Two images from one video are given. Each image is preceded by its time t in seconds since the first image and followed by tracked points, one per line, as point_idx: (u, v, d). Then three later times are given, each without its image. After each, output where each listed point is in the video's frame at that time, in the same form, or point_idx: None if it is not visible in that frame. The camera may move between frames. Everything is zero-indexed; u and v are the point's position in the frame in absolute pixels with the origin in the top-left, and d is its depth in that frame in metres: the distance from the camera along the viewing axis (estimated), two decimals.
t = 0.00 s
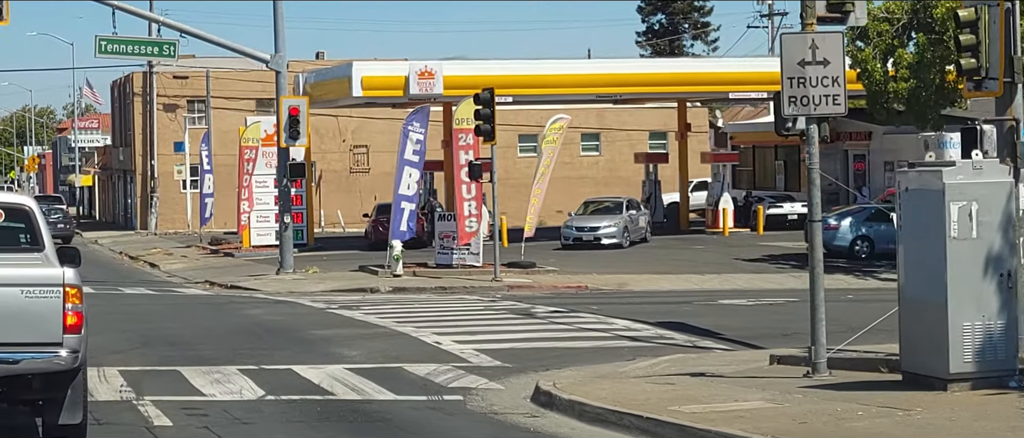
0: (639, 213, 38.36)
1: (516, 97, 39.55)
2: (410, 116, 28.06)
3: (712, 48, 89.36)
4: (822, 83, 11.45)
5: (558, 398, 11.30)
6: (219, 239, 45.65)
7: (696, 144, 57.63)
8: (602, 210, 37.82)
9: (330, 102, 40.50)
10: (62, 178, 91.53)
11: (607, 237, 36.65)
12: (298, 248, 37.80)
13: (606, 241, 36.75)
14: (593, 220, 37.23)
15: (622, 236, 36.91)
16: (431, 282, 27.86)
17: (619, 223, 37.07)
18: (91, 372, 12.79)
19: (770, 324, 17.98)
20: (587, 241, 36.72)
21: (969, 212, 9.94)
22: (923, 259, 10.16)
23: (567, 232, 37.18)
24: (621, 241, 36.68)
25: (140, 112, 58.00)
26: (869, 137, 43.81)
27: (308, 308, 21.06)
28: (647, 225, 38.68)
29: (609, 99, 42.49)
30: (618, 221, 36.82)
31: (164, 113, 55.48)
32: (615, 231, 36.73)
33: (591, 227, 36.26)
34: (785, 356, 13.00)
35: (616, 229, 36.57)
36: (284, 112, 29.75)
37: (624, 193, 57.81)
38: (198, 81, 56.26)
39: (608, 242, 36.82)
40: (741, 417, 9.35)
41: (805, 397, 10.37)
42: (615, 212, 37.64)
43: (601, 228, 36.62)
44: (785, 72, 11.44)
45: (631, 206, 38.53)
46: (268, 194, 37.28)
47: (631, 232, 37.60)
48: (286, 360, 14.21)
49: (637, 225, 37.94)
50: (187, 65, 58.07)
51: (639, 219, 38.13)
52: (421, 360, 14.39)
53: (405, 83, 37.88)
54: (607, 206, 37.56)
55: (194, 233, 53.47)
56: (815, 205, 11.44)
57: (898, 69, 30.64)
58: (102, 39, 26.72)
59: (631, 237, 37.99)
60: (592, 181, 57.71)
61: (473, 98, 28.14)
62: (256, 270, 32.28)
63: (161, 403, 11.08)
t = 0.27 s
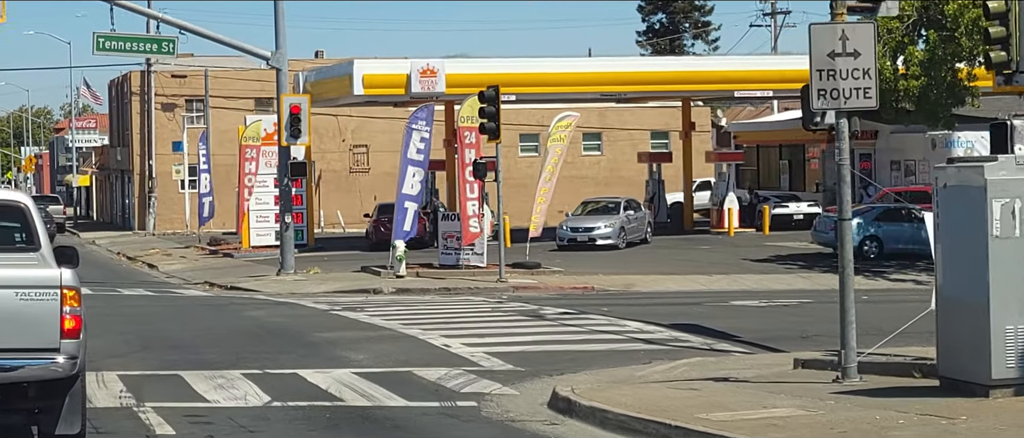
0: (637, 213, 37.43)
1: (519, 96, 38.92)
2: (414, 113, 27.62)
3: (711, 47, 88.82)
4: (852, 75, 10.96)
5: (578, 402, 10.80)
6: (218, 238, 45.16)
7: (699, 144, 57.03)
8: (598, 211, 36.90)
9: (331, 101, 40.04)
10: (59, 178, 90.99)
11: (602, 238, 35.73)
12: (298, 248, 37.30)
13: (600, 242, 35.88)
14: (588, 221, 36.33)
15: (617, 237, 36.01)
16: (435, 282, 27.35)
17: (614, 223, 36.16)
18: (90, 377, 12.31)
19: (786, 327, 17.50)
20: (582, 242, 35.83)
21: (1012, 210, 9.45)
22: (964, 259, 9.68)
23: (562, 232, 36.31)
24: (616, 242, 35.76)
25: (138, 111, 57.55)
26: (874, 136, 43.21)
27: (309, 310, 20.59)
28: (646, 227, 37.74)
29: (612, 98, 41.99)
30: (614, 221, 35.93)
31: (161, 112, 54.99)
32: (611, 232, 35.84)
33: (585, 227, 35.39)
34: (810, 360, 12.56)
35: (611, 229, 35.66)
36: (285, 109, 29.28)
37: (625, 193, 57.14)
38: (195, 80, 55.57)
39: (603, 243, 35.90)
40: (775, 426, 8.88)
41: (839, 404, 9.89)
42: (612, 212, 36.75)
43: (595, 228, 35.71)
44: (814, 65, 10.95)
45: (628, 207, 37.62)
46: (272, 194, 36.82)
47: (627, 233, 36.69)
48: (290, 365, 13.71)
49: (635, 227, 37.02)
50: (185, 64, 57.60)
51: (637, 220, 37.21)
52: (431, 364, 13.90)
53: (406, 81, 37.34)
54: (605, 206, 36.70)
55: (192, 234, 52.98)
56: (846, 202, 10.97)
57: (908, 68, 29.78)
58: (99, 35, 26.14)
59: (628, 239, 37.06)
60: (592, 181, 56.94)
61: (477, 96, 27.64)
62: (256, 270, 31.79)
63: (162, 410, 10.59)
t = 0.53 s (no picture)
0: (633, 214, 36.39)
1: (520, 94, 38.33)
2: (416, 111, 27.14)
3: (711, 47, 88.24)
4: (881, 66, 10.52)
5: (597, 408, 10.36)
6: (216, 239, 44.70)
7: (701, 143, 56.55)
8: (591, 211, 35.88)
9: (329, 99, 39.65)
10: (55, 179, 90.38)
11: (593, 239, 34.70)
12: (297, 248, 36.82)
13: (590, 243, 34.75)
14: (580, 221, 35.33)
15: (609, 237, 34.99)
16: (437, 283, 26.91)
17: (607, 224, 35.15)
18: (87, 382, 11.84)
19: (802, 329, 17.04)
20: (573, 242, 34.87)
21: None
22: (1006, 259, 9.24)
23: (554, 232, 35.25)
24: (607, 243, 34.74)
25: (134, 111, 57.07)
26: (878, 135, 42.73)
27: (312, 311, 20.13)
28: (643, 228, 36.68)
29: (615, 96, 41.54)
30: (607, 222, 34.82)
31: (158, 112, 54.49)
32: (602, 233, 34.73)
33: (576, 227, 34.43)
34: (833, 363, 12.06)
35: (603, 230, 34.65)
36: (285, 108, 28.80)
37: (626, 193, 56.64)
38: (192, 79, 55.03)
39: (595, 243, 34.89)
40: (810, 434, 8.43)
41: (872, 410, 9.43)
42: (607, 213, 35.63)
43: (586, 229, 34.71)
44: (842, 56, 10.52)
45: (624, 207, 36.58)
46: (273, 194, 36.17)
47: (621, 234, 35.68)
48: (294, 368, 13.26)
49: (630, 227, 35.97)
50: (182, 63, 57.11)
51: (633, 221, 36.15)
52: (440, 368, 13.43)
53: (407, 80, 36.76)
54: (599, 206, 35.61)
55: (189, 235, 52.50)
56: (876, 197, 10.55)
57: (918, 65, 29.44)
58: (95, 32, 25.62)
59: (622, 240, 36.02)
60: (593, 181, 56.40)
61: (481, 95, 27.12)
62: (255, 271, 31.32)
63: (163, 416, 10.14)
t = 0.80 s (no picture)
0: (625, 214, 35.38)
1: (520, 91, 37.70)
2: (416, 109, 26.73)
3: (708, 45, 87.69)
4: (911, 57, 10.08)
5: (616, 414, 9.92)
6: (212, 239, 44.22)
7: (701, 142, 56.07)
8: (580, 212, 34.88)
9: (327, 96, 39.22)
10: (49, 179, 89.78)
11: (580, 239, 33.70)
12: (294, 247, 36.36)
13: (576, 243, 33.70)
14: (570, 221, 34.36)
15: (598, 238, 33.99)
16: (438, 283, 26.45)
17: (596, 224, 34.15)
18: (82, 387, 11.40)
19: (817, 330, 16.59)
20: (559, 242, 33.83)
21: None
22: None
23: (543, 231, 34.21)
24: (595, 243, 33.75)
25: (130, 110, 56.58)
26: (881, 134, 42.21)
27: (312, 312, 19.67)
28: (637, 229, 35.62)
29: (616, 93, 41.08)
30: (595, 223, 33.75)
31: (153, 110, 54.01)
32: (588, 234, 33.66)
33: (562, 228, 33.49)
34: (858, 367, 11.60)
35: (590, 230, 33.67)
36: (282, 105, 28.33)
37: (625, 192, 56.16)
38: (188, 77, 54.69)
39: (583, 244, 33.90)
40: None
41: (908, 417, 8.99)
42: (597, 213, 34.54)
43: (573, 229, 33.72)
44: (871, 47, 10.09)
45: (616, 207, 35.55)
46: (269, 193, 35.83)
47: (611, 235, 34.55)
48: (297, 372, 12.81)
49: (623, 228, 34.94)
50: (178, 61, 56.62)
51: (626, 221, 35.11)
52: (447, 371, 12.99)
53: (406, 77, 36.17)
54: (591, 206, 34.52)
55: (184, 234, 52.01)
56: (907, 192, 10.12)
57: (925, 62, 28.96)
58: (90, 28, 25.07)
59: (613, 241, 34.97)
60: (592, 180, 55.85)
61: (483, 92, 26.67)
62: (253, 271, 30.84)
63: (163, 423, 9.69)
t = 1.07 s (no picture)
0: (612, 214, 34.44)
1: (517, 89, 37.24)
2: (415, 105, 26.31)
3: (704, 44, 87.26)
4: (939, 47, 9.69)
5: (634, 419, 9.50)
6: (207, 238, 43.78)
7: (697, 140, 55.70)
8: (564, 212, 34.05)
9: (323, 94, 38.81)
10: (41, 178, 89.22)
11: (560, 239, 32.87)
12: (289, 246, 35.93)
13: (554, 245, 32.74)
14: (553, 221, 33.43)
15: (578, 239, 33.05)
16: (436, 283, 26.03)
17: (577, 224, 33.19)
18: (76, 390, 10.98)
19: (828, 331, 16.20)
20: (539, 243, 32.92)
21: None
22: None
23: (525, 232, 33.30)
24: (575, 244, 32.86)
25: (122, 108, 56.12)
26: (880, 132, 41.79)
27: (310, 313, 19.25)
28: (625, 229, 34.73)
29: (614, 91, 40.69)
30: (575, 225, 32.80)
31: (146, 109, 53.55)
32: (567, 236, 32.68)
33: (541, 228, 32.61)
34: (878, 369, 11.21)
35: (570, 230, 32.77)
36: (278, 101, 27.89)
37: (620, 191, 55.80)
38: (181, 75, 54.33)
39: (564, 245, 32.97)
40: None
41: (940, 423, 8.59)
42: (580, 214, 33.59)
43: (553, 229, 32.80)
44: (898, 36, 9.71)
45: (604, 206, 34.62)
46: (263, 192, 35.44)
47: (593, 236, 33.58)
48: (297, 375, 12.40)
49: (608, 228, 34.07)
50: (171, 59, 56.16)
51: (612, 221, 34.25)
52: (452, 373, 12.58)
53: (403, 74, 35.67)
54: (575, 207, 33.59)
55: (177, 233, 51.56)
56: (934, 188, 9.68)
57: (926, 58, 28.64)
58: (84, 23, 24.62)
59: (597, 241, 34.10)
60: (588, 178, 55.41)
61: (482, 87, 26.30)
62: (248, 270, 30.41)
63: (160, 429, 9.27)
